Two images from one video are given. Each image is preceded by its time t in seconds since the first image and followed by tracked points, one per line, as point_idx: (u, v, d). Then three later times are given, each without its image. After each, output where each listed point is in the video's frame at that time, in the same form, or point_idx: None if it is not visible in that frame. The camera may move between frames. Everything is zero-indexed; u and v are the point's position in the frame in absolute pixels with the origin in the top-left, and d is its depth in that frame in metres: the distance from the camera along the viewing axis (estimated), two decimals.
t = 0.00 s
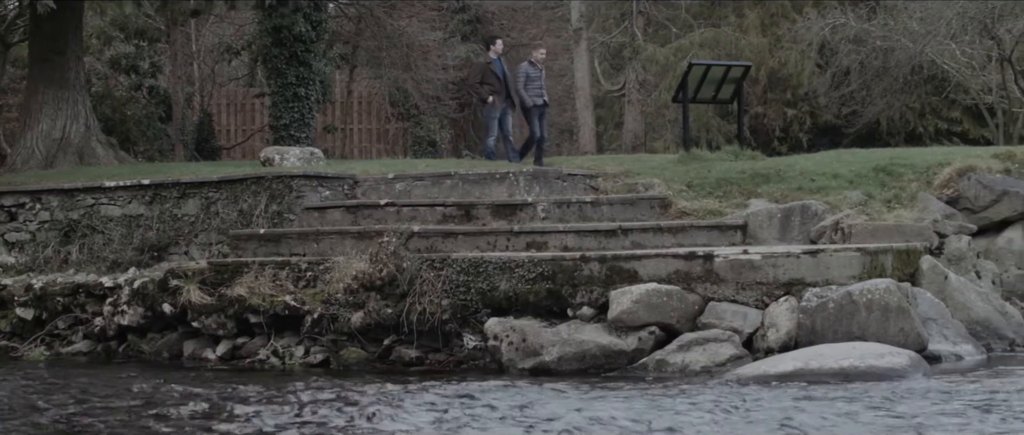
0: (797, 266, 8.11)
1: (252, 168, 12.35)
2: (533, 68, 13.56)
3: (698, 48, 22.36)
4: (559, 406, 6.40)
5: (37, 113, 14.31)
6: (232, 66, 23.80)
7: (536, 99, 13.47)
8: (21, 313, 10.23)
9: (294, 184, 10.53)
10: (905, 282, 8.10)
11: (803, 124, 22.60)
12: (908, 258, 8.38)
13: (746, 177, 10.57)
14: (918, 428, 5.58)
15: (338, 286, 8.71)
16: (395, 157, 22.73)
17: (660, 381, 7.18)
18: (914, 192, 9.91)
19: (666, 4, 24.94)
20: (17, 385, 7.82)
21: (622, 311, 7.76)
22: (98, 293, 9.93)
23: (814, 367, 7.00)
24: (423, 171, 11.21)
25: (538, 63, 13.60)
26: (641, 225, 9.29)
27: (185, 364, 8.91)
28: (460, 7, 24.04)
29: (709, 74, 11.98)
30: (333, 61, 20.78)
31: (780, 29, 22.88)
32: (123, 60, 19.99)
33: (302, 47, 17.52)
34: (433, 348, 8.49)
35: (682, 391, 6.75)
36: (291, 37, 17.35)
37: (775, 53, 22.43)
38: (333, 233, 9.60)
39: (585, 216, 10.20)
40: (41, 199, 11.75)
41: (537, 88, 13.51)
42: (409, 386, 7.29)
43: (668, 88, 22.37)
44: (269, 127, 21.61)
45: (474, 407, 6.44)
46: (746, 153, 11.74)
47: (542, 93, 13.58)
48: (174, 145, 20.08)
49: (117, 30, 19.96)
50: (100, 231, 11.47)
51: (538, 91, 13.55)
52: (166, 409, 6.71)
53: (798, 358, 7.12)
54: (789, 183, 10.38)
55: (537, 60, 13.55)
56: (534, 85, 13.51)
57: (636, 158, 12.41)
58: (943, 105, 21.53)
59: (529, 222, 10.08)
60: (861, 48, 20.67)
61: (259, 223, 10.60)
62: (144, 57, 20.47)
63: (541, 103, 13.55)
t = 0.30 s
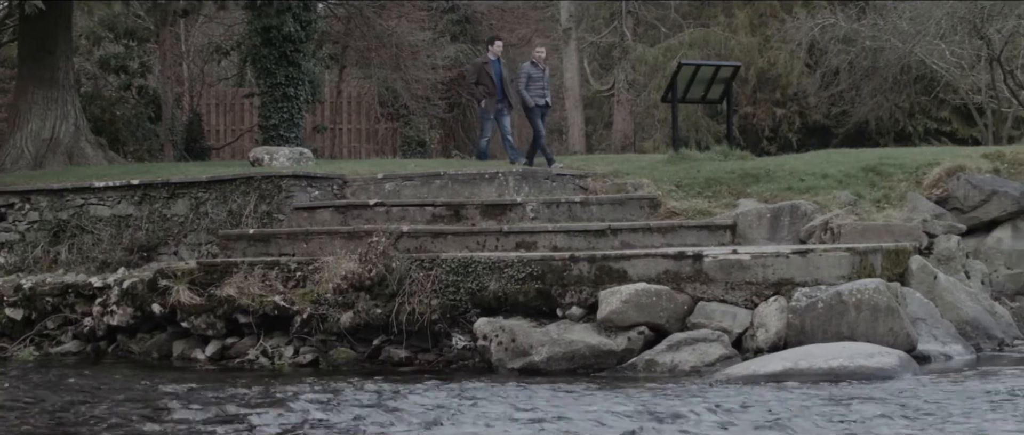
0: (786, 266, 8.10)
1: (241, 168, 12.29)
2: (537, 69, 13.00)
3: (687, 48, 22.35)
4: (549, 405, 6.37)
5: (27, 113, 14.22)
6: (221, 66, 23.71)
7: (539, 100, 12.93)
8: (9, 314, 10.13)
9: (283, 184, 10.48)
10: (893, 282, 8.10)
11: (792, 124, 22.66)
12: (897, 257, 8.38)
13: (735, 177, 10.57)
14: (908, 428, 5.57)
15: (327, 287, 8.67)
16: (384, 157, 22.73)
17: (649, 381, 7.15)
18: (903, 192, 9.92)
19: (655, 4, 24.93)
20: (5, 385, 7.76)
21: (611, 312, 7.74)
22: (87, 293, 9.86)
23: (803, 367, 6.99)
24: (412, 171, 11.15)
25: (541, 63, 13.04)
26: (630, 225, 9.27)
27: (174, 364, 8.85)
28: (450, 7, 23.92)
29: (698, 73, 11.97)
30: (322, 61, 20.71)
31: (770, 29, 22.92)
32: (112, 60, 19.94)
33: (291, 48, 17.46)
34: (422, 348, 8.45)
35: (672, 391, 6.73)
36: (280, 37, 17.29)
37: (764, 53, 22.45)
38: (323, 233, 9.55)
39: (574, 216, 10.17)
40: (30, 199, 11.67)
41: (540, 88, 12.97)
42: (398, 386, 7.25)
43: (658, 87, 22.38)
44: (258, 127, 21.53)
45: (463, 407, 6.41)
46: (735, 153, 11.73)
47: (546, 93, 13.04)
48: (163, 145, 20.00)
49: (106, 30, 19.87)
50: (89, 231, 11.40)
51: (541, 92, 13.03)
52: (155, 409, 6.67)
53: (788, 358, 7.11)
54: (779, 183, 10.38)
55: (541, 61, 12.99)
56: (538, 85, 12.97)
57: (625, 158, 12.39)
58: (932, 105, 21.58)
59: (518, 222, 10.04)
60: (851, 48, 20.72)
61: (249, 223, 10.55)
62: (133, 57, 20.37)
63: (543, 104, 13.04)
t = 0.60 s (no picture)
0: (776, 266, 8.09)
1: (230, 169, 12.23)
2: (536, 70, 12.37)
3: (676, 48, 22.36)
4: (539, 406, 6.35)
5: (15, 113, 14.13)
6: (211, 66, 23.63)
7: (542, 102, 12.35)
8: None
9: (272, 185, 10.42)
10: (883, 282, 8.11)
11: (781, 124, 22.71)
12: (886, 257, 8.39)
13: (725, 177, 10.56)
14: (898, 428, 5.57)
15: (316, 287, 8.63)
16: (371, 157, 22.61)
17: (639, 381, 7.14)
18: (892, 192, 9.93)
19: (645, 4, 24.94)
20: None
21: (600, 311, 7.72)
22: (76, 294, 9.79)
23: (792, 367, 6.98)
24: (402, 172, 11.10)
25: (541, 63, 12.37)
26: (619, 225, 9.25)
27: (162, 364, 8.80)
28: (439, 7, 23.84)
29: (688, 73, 11.97)
30: (311, 61, 20.65)
31: (758, 29, 22.96)
32: (101, 60, 19.85)
33: (280, 48, 17.39)
34: (411, 349, 8.42)
35: (662, 391, 6.72)
36: (269, 37, 17.23)
37: (753, 53, 22.48)
38: (312, 233, 9.50)
39: (564, 216, 10.15)
40: (19, 200, 11.61)
41: (543, 89, 12.34)
42: (387, 386, 7.22)
43: (647, 87, 22.40)
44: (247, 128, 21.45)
45: (452, 407, 6.38)
46: (724, 153, 11.72)
47: (551, 93, 12.39)
48: (152, 145, 19.90)
49: (96, 31, 19.77)
50: (78, 231, 11.34)
51: (547, 92, 12.40)
52: (144, 409, 6.62)
53: (777, 358, 7.10)
54: (768, 182, 10.38)
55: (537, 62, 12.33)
56: (540, 87, 12.36)
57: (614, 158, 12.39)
58: (921, 105, 21.63)
59: (507, 222, 10.01)
60: (840, 48, 20.77)
61: (237, 223, 10.49)
62: (122, 57, 20.30)
63: (551, 104, 12.41)
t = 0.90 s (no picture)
0: (765, 266, 8.08)
1: (219, 169, 12.17)
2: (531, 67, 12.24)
3: (666, 48, 22.37)
4: (529, 406, 6.34)
5: (4, 113, 14.04)
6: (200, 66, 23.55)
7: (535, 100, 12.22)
8: None
9: (261, 185, 10.37)
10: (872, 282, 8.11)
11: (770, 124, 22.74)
12: (875, 257, 8.39)
13: (714, 177, 10.56)
14: (887, 427, 5.57)
15: (306, 287, 8.59)
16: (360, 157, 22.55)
17: (628, 381, 7.13)
18: (882, 193, 9.95)
19: (634, 4, 24.94)
20: None
21: (590, 312, 7.70)
22: (66, 294, 9.73)
23: (781, 367, 6.97)
24: (391, 172, 11.05)
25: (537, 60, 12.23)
26: (608, 225, 9.23)
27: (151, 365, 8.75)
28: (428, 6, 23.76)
29: (677, 73, 11.96)
30: (300, 61, 20.56)
31: (747, 29, 22.98)
32: (90, 61, 19.85)
33: (270, 48, 17.31)
34: (400, 349, 8.39)
35: (652, 391, 6.71)
36: (258, 37, 17.15)
37: (743, 53, 22.50)
38: (301, 233, 9.46)
39: (553, 217, 10.12)
40: (8, 200, 11.56)
41: (536, 87, 12.19)
42: (377, 386, 7.20)
43: (635, 87, 22.41)
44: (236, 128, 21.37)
45: (442, 407, 6.37)
46: (714, 153, 11.73)
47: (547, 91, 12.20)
48: (141, 145, 19.82)
49: (84, 31, 19.68)
50: (67, 232, 11.29)
51: (540, 89, 12.23)
52: (133, 409, 6.58)
53: (766, 358, 7.09)
54: (758, 183, 10.38)
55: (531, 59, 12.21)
56: (532, 84, 12.24)
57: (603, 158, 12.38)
58: (911, 105, 21.66)
59: (496, 222, 9.97)
60: (829, 48, 20.81)
61: (226, 224, 10.44)
62: (111, 57, 20.23)
63: (543, 103, 12.22)
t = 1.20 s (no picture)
0: (754, 266, 8.08)
1: (208, 170, 12.11)
2: (527, 66, 11.93)
3: (655, 49, 22.40)
4: (519, 405, 6.32)
5: None
6: (189, 67, 23.48)
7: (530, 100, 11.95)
8: None
9: (250, 185, 10.32)
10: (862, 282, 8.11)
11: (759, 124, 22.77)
12: (865, 257, 8.39)
13: (703, 177, 10.56)
14: (879, 428, 5.56)
15: (295, 287, 8.55)
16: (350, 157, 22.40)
17: (618, 381, 7.11)
18: (871, 193, 9.96)
19: (623, 4, 24.96)
20: None
21: (579, 312, 7.68)
22: (55, 294, 9.66)
23: (771, 367, 6.97)
24: (381, 172, 11.00)
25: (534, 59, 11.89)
26: (598, 225, 9.22)
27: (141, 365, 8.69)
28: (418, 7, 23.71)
29: (667, 73, 11.95)
30: (290, 61, 20.50)
31: (736, 29, 23.02)
32: (79, 61, 19.85)
33: (259, 48, 17.25)
34: (390, 349, 8.35)
35: (642, 391, 6.69)
36: (247, 37, 17.09)
37: (732, 53, 22.54)
38: (290, 234, 9.41)
39: (542, 217, 10.09)
40: None
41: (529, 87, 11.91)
42: (366, 387, 7.16)
43: (625, 87, 22.42)
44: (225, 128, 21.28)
45: (432, 407, 6.33)
46: (703, 153, 11.72)
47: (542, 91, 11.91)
48: (130, 145, 19.72)
49: (74, 31, 19.56)
50: (56, 232, 11.24)
51: (536, 89, 11.95)
52: (121, 409, 6.54)
53: (755, 358, 7.08)
54: (747, 183, 10.38)
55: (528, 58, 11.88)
56: (527, 83, 11.96)
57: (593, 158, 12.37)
58: (900, 105, 21.71)
59: (485, 223, 9.92)
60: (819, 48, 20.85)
61: (216, 224, 10.39)
62: (101, 58, 20.14)
63: (537, 103, 11.94)
